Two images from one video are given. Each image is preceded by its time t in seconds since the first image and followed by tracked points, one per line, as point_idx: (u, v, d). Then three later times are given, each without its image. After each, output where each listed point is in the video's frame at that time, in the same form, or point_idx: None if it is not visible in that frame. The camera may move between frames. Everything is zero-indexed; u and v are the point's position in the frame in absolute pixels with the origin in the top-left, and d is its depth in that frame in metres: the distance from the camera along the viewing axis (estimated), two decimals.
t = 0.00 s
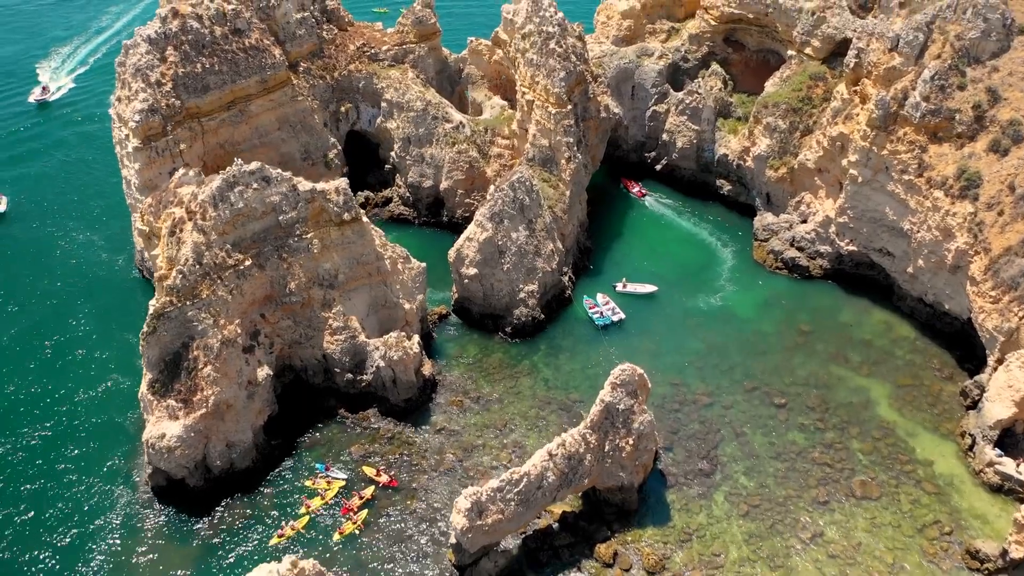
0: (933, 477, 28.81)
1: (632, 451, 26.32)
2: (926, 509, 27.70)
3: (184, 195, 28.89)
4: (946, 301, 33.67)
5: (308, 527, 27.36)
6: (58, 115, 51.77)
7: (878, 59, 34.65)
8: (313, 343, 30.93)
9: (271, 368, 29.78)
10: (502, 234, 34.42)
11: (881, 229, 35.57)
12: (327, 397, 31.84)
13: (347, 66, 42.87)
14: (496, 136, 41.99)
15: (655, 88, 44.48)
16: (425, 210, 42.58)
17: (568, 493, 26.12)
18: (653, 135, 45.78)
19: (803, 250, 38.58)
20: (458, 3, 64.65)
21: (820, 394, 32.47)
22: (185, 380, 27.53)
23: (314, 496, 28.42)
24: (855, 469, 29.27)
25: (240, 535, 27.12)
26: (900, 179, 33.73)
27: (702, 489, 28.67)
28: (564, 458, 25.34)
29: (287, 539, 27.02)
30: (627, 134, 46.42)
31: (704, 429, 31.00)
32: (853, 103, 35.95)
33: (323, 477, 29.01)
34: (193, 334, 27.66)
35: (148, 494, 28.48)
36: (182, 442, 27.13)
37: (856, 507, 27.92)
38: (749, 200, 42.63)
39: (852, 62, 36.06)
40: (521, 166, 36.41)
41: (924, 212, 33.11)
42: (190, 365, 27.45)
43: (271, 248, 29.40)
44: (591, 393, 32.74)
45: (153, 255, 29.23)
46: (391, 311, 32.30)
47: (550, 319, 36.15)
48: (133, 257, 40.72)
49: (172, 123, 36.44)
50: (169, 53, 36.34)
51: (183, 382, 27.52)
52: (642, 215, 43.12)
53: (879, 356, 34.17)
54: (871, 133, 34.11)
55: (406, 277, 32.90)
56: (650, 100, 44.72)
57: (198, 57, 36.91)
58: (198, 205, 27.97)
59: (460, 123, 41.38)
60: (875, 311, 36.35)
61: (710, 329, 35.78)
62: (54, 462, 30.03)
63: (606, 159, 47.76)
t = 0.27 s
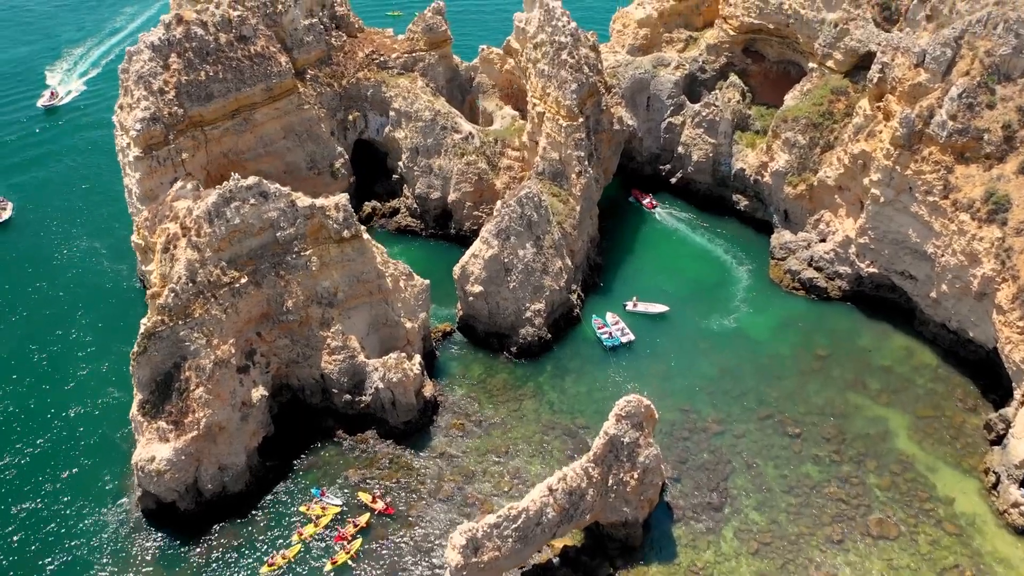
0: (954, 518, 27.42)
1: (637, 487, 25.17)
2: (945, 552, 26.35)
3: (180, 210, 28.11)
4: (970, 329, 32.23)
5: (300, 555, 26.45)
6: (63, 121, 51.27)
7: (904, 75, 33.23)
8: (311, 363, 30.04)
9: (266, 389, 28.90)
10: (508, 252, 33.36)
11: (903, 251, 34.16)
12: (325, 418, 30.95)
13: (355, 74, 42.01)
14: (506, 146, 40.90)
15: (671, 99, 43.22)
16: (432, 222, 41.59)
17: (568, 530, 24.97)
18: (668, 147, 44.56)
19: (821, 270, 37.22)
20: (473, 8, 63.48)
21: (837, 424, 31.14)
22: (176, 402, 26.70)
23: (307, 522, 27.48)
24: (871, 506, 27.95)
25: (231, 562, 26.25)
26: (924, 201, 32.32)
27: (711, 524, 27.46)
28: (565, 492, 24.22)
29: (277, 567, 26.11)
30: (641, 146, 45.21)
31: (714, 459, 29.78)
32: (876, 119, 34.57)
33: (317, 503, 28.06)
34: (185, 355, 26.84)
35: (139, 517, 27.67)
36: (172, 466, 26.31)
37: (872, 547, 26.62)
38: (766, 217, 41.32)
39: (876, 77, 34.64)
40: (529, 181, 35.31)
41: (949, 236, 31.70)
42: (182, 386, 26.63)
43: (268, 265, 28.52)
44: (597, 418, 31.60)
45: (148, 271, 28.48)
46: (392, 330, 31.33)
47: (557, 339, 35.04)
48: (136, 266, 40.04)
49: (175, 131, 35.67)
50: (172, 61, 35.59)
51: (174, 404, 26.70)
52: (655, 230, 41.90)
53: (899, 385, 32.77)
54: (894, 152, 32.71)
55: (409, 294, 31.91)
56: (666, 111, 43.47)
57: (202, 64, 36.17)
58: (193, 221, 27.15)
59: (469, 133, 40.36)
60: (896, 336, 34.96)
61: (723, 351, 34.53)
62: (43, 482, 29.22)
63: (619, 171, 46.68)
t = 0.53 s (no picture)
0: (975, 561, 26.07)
1: (640, 524, 24.11)
2: None
3: (173, 226, 27.28)
4: (995, 358, 30.81)
5: None
6: (68, 127, 50.84)
7: (929, 92, 31.60)
8: (307, 384, 29.15)
9: (259, 411, 28.04)
10: (513, 270, 32.26)
11: (925, 275, 32.77)
12: (321, 440, 30.07)
13: (363, 82, 41.16)
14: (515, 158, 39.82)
15: (686, 111, 41.96)
16: (439, 235, 40.64)
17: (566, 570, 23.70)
18: (683, 160, 43.34)
19: (839, 292, 35.89)
20: (487, 13, 62.40)
21: (852, 457, 29.81)
22: (165, 424, 25.87)
23: (299, 551, 26.54)
24: (887, 547, 26.64)
25: None
26: (948, 224, 30.92)
27: (718, 562, 26.25)
28: (564, 529, 23.02)
29: None
30: (655, 159, 43.98)
31: (723, 492, 28.57)
32: (899, 137, 33.19)
33: (310, 530, 27.11)
34: (175, 376, 26.02)
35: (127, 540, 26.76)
36: (159, 491, 25.50)
37: None
38: (783, 234, 40.01)
39: (900, 93, 33.24)
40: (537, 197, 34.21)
41: (974, 261, 30.28)
42: (171, 409, 25.82)
43: (263, 283, 27.63)
44: (602, 445, 30.44)
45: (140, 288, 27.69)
46: (391, 350, 30.38)
47: (563, 360, 33.94)
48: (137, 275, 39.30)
49: (176, 141, 34.86)
50: (174, 68, 34.71)
51: (163, 427, 25.87)
52: (668, 247, 40.66)
53: (919, 415, 31.39)
54: (918, 172, 31.32)
55: (410, 313, 30.92)
56: (681, 123, 42.24)
57: (204, 72, 35.36)
58: (186, 238, 26.31)
59: (477, 145, 39.33)
60: (916, 363, 33.56)
61: (735, 376, 33.28)
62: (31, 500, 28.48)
63: (633, 183, 45.53)
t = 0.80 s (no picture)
0: None
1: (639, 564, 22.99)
2: None
3: (165, 242, 26.45)
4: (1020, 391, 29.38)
5: None
6: (75, 132, 50.35)
7: (955, 110, 30.21)
8: (302, 406, 28.30)
9: (251, 434, 27.21)
10: (518, 290, 31.23)
11: (948, 301, 31.38)
12: (316, 463, 29.17)
13: (370, 90, 40.30)
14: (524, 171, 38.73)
15: (702, 124, 40.87)
16: (445, 249, 39.71)
17: None
18: (697, 174, 42.26)
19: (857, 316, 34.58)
20: (500, 18, 61.38)
21: (867, 492, 28.50)
22: (152, 448, 25.05)
23: None
24: None
25: None
26: (973, 250, 29.49)
27: None
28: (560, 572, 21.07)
29: None
30: (669, 172, 42.97)
31: (731, 527, 27.35)
32: (922, 157, 31.76)
33: (301, 559, 26.10)
34: (162, 399, 25.24)
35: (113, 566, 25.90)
36: (145, 517, 24.67)
37: None
38: (800, 253, 38.68)
39: (925, 111, 31.81)
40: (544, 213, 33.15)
41: (1000, 289, 28.87)
42: (159, 433, 25.01)
43: (257, 303, 26.75)
44: (607, 474, 29.25)
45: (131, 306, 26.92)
46: (390, 372, 29.41)
47: (569, 382, 32.85)
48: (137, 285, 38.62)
49: (177, 150, 33.96)
50: (176, 76, 33.82)
51: (150, 451, 25.05)
52: (681, 264, 39.45)
53: (939, 449, 30.01)
54: (943, 195, 29.90)
55: (409, 333, 29.88)
56: (696, 136, 41.21)
57: (206, 80, 34.53)
58: (177, 256, 25.46)
59: (485, 157, 38.28)
60: (937, 393, 32.17)
61: (747, 402, 32.03)
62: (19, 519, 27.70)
63: (645, 197, 44.46)
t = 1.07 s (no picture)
0: None
1: None
2: None
3: (155, 260, 25.65)
4: None
5: None
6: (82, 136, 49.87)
7: (982, 131, 28.73)
8: (294, 430, 27.39)
9: (240, 459, 26.31)
10: (521, 311, 30.17)
11: (971, 329, 29.99)
12: (309, 488, 28.23)
13: (376, 99, 39.40)
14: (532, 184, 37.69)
15: (717, 137, 39.65)
16: (450, 263, 38.67)
17: None
18: (711, 190, 41.01)
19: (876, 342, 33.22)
20: (512, 24, 60.32)
21: (882, 531, 27.19)
22: (136, 475, 24.19)
23: None
24: None
25: None
26: (999, 278, 28.09)
27: None
28: None
29: None
30: (683, 187, 41.75)
31: (738, 566, 26.14)
32: (947, 178, 30.34)
33: None
34: (148, 424, 24.39)
35: None
36: (127, 546, 23.81)
37: None
38: (817, 273, 37.33)
39: (950, 131, 30.41)
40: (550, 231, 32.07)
41: None
42: (143, 459, 24.15)
43: (248, 324, 25.89)
44: (610, 505, 28.10)
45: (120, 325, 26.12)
46: (386, 395, 28.41)
47: (573, 406, 31.73)
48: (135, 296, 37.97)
49: (176, 160, 33.33)
50: (176, 84, 33.13)
51: (134, 477, 24.19)
52: (693, 282, 38.21)
53: (959, 485, 28.63)
54: (967, 220, 28.51)
55: (408, 355, 28.86)
56: (711, 150, 40.00)
57: (207, 89, 33.75)
58: (166, 275, 24.63)
59: (493, 169, 37.23)
60: (958, 425, 30.76)
61: (758, 432, 30.78)
62: (4, 541, 26.95)
63: (658, 211, 43.21)
